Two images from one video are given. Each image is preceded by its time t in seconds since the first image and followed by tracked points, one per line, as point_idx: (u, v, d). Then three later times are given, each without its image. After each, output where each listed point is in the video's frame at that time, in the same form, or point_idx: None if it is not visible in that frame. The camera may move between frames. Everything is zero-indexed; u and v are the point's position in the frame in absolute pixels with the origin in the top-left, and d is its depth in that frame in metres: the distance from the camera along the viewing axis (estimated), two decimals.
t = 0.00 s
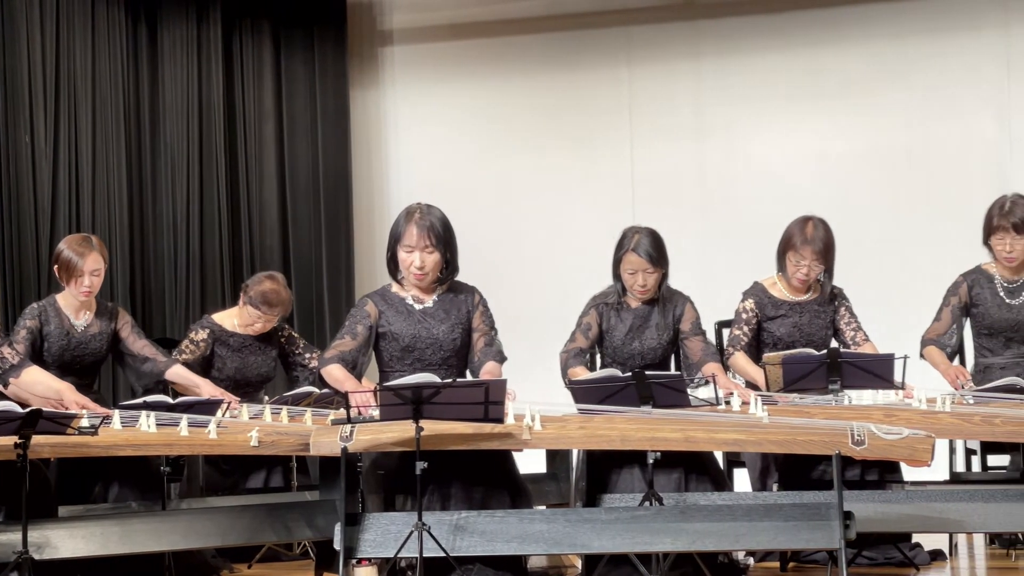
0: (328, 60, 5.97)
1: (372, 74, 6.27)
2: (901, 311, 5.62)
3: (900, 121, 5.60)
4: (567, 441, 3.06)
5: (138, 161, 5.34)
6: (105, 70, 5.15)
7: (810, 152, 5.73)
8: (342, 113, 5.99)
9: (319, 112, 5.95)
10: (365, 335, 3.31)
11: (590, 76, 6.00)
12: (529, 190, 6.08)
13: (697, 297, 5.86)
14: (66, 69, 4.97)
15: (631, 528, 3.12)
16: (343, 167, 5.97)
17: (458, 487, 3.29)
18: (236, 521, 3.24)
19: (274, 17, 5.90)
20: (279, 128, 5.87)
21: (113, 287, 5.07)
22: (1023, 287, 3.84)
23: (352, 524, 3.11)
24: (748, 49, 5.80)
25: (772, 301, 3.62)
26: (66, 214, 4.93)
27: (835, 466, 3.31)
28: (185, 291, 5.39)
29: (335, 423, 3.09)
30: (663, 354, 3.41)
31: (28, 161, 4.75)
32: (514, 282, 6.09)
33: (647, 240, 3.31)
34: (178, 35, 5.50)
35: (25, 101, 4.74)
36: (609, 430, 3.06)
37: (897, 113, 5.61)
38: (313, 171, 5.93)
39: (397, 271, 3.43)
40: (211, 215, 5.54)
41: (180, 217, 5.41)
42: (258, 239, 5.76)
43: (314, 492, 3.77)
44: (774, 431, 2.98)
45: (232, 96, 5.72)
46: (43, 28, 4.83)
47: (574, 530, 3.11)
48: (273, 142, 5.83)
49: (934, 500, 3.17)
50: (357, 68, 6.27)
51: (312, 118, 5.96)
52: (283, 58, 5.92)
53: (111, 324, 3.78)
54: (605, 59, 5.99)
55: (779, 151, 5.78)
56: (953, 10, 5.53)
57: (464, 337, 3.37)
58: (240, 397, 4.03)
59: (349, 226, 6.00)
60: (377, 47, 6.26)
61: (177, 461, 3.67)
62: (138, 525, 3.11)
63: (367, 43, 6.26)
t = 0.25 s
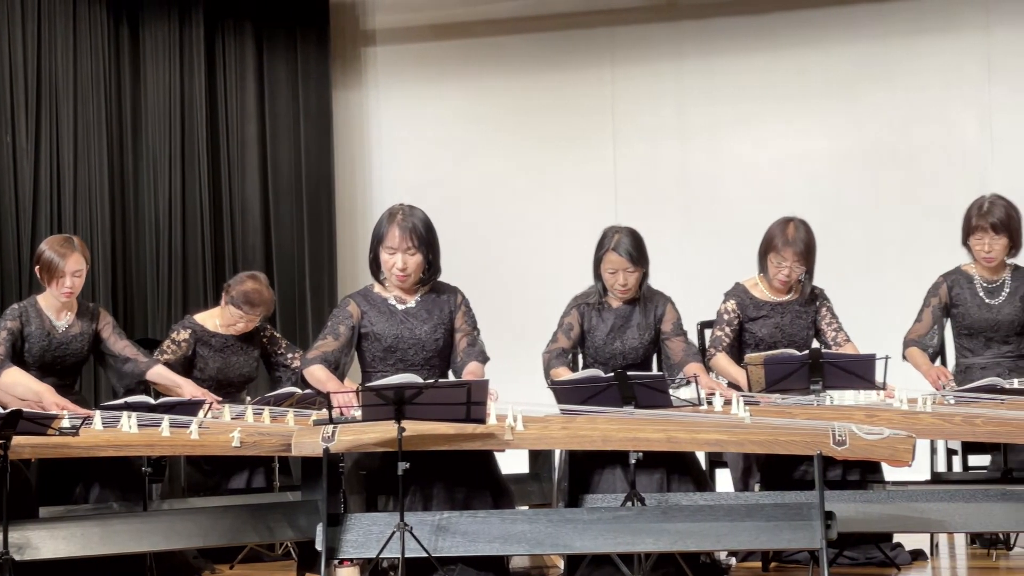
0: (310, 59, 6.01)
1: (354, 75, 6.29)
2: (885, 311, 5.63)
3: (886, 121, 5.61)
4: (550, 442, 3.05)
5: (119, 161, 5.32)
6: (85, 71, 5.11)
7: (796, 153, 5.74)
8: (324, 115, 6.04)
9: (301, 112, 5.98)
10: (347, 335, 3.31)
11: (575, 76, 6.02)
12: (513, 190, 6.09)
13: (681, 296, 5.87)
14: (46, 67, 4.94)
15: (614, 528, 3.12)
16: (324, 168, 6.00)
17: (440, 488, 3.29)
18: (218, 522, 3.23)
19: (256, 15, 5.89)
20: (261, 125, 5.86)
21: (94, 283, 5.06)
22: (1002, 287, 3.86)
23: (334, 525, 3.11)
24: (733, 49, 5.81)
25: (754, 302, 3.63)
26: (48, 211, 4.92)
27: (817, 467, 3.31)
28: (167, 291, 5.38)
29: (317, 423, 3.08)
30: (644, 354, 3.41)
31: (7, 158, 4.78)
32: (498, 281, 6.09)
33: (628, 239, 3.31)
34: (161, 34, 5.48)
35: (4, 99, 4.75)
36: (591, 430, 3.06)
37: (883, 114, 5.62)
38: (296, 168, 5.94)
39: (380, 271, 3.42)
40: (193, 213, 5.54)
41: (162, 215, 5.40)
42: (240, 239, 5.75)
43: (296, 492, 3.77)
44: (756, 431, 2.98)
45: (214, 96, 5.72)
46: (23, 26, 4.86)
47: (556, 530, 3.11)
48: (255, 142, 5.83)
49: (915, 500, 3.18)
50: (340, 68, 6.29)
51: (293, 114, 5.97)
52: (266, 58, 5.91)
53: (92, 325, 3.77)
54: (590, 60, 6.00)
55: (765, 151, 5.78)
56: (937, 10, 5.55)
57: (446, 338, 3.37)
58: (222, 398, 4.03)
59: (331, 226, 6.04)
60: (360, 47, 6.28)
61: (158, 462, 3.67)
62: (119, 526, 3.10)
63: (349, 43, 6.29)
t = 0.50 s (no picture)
0: (292, 59, 5.91)
1: (337, 74, 6.28)
2: (870, 311, 5.63)
3: (871, 122, 5.63)
4: (532, 442, 3.05)
5: (100, 161, 5.34)
6: (67, 69, 5.15)
7: (782, 154, 5.74)
8: (309, 116, 5.93)
9: (285, 113, 5.88)
10: (330, 336, 3.30)
11: (560, 76, 6.02)
12: (498, 191, 6.09)
13: (666, 297, 5.87)
14: (26, 68, 4.96)
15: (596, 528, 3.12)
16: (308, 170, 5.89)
17: (422, 489, 3.29)
18: (201, 523, 3.21)
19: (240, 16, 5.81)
20: (243, 125, 5.80)
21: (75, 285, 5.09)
22: (981, 287, 3.88)
23: (316, 525, 3.11)
24: (718, 50, 5.82)
25: (734, 302, 3.64)
26: (27, 212, 4.93)
27: (799, 467, 3.32)
28: (149, 292, 5.38)
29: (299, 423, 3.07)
30: (627, 354, 3.41)
31: None
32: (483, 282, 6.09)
33: (609, 239, 3.31)
34: (143, 35, 5.51)
35: None
36: (573, 430, 3.06)
37: (868, 115, 5.63)
38: (280, 172, 5.86)
39: (362, 272, 3.41)
40: (175, 213, 5.54)
41: (144, 216, 5.42)
42: (222, 241, 5.70)
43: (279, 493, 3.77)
44: (738, 432, 2.98)
45: (196, 96, 5.72)
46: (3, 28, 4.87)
47: (538, 530, 3.11)
48: (237, 144, 5.75)
49: (896, 500, 3.18)
50: (322, 68, 6.28)
51: (276, 115, 5.90)
52: (248, 60, 5.84)
53: (74, 325, 3.76)
54: (575, 60, 6.00)
55: (751, 151, 5.78)
56: (921, 11, 5.56)
57: (428, 338, 3.37)
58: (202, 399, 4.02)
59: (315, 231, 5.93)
60: (343, 46, 6.28)
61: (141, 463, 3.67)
62: (101, 526, 3.08)
63: (332, 43, 6.28)
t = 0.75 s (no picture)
0: (275, 58, 6.02)
1: (319, 75, 6.34)
2: (853, 312, 5.64)
3: (857, 123, 5.63)
4: (514, 443, 3.04)
5: (83, 162, 5.30)
6: (48, 68, 5.10)
7: (767, 154, 5.74)
8: (290, 118, 6.05)
9: (267, 112, 5.99)
10: (312, 339, 3.30)
11: (544, 77, 6.05)
12: (482, 192, 6.11)
13: (650, 297, 5.90)
14: (9, 66, 4.92)
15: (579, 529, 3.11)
16: (291, 166, 6.03)
17: (404, 489, 3.28)
18: (182, 524, 3.21)
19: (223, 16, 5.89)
20: (227, 128, 5.87)
21: (58, 285, 5.04)
22: (961, 287, 3.88)
23: (298, 526, 3.11)
24: (703, 50, 5.83)
25: (715, 305, 3.64)
26: (10, 213, 4.89)
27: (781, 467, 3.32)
28: (132, 292, 5.38)
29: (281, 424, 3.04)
30: (609, 355, 3.41)
31: None
32: (467, 282, 6.10)
33: (591, 241, 3.31)
34: (126, 35, 5.48)
35: None
36: (555, 430, 3.05)
37: (854, 115, 5.63)
38: (261, 166, 5.96)
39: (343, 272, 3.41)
40: (158, 213, 5.56)
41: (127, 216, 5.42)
42: (204, 240, 5.76)
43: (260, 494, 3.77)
44: (720, 432, 2.98)
45: (179, 95, 5.74)
46: None
47: (521, 531, 3.10)
48: (221, 143, 5.83)
49: (878, 500, 3.19)
50: (305, 68, 6.34)
51: (259, 116, 5.99)
52: (231, 61, 5.91)
53: (54, 326, 3.74)
54: (559, 60, 6.03)
55: (737, 152, 5.78)
56: (906, 11, 5.57)
57: (410, 339, 3.37)
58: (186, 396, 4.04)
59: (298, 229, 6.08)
60: (325, 47, 6.34)
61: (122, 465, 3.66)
62: (82, 527, 3.07)
63: (314, 44, 6.34)
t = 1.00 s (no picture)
0: (258, 59, 5.92)
1: (303, 75, 6.31)
2: (836, 312, 5.66)
3: (843, 123, 5.63)
4: (496, 444, 3.03)
5: (65, 162, 5.43)
6: (30, 69, 5.24)
7: (754, 154, 5.75)
8: (273, 118, 5.95)
9: (250, 113, 5.89)
10: (294, 338, 3.30)
11: (529, 77, 6.05)
12: (466, 192, 6.11)
13: (634, 297, 5.91)
14: None
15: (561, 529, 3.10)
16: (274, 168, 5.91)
17: (386, 490, 3.29)
18: (164, 525, 3.18)
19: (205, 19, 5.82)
20: (209, 130, 5.82)
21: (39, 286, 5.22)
22: (942, 288, 3.90)
23: (280, 526, 3.10)
24: (688, 50, 5.83)
25: (698, 305, 3.65)
26: None
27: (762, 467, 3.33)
28: (113, 293, 5.44)
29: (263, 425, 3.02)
30: (591, 356, 3.41)
31: None
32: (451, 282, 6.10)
33: (572, 241, 3.32)
34: (108, 36, 5.57)
35: None
36: (538, 431, 3.05)
37: (840, 115, 5.64)
38: (245, 171, 5.87)
39: (325, 272, 3.41)
40: (140, 214, 5.59)
41: (108, 216, 5.49)
42: (187, 240, 5.75)
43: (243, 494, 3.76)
44: (702, 432, 2.98)
45: (161, 95, 5.74)
46: None
47: (503, 531, 3.09)
48: (203, 144, 5.79)
49: (859, 500, 3.19)
50: (288, 68, 6.30)
51: (242, 118, 5.90)
52: (214, 61, 5.84)
53: (36, 327, 3.73)
54: (544, 60, 6.03)
55: (724, 152, 5.79)
56: (892, 11, 5.57)
57: (391, 340, 3.38)
58: (167, 400, 4.02)
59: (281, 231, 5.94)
60: (309, 47, 6.30)
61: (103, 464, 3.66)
62: (63, 527, 3.05)
63: (298, 43, 6.30)
